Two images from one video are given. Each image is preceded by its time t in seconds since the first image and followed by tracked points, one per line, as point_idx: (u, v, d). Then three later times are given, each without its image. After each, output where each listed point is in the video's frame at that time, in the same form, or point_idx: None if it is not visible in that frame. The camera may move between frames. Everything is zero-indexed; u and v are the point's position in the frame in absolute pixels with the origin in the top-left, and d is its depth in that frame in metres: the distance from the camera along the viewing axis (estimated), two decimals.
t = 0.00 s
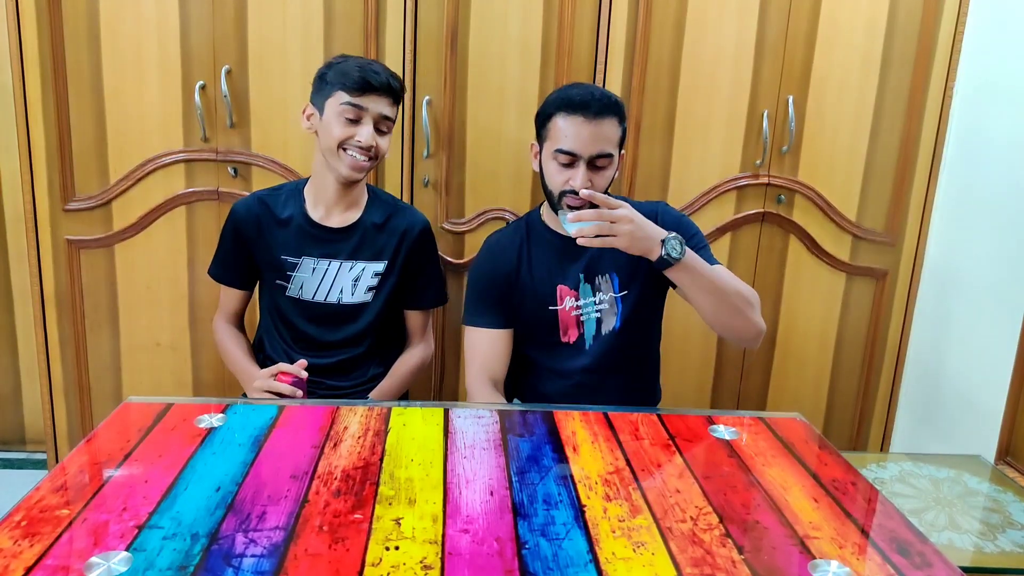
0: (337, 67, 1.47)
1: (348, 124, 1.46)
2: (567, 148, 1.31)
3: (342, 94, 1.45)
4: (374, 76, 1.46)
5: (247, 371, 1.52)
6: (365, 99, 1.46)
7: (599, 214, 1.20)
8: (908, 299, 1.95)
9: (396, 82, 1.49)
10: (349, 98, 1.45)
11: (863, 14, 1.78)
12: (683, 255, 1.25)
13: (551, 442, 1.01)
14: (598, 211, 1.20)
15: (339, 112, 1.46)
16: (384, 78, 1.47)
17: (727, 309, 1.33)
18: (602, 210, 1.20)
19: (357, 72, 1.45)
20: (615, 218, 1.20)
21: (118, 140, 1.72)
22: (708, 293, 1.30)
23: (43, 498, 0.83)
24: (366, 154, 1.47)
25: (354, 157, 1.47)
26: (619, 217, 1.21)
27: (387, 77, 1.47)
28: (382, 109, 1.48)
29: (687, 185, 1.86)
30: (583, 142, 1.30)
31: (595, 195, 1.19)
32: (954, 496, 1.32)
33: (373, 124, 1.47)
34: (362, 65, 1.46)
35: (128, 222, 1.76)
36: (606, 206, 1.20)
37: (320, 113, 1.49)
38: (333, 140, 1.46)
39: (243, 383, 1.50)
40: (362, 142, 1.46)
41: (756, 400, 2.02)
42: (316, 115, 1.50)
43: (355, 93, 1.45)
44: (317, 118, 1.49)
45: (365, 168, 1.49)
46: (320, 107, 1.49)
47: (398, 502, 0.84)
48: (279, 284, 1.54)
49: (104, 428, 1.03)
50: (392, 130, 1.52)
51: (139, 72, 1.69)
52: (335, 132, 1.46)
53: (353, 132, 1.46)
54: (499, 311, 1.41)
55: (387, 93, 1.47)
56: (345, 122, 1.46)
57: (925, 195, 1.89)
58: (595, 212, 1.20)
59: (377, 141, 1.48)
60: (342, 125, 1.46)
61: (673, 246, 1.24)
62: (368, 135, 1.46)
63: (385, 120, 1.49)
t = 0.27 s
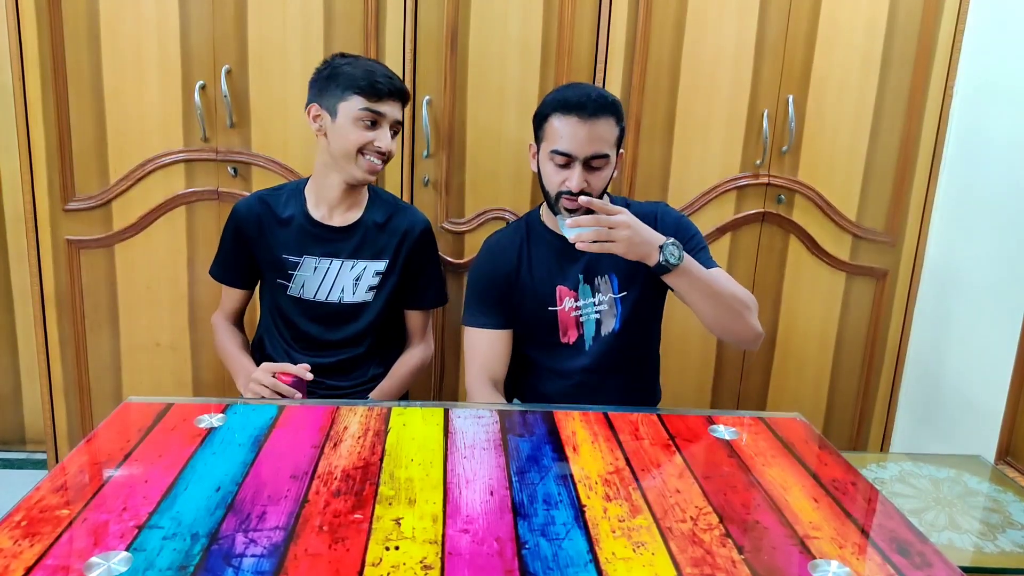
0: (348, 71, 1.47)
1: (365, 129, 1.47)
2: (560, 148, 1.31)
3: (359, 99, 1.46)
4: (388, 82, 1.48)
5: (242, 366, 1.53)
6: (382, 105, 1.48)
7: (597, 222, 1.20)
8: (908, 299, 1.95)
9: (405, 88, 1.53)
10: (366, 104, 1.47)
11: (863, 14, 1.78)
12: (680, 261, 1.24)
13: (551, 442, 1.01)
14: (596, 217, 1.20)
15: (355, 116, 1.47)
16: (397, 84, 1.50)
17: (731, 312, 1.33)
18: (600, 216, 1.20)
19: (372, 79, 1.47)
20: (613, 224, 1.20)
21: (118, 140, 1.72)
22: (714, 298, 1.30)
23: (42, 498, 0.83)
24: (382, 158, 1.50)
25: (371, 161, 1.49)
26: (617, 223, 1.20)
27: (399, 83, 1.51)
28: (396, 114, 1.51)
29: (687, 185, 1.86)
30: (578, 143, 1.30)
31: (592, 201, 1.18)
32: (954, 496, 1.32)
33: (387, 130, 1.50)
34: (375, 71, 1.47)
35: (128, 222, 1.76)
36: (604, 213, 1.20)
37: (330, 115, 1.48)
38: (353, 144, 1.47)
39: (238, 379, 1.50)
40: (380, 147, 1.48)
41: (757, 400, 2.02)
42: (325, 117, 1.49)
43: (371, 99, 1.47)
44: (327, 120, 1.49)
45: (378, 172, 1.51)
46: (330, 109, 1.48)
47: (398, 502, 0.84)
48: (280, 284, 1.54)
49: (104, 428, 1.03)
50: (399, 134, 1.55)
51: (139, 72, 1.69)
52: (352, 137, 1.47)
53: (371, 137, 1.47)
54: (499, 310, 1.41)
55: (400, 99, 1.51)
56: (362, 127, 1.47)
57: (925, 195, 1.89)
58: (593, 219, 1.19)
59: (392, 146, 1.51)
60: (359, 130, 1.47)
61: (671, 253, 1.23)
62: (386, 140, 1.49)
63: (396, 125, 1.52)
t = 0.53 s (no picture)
0: (349, 70, 1.47)
1: (365, 128, 1.48)
2: (543, 139, 1.34)
3: (359, 98, 1.47)
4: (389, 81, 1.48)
5: (241, 361, 1.53)
6: (382, 104, 1.48)
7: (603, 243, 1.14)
8: (907, 299, 1.95)
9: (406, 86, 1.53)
10: (366, 103, 1.47)
11: (863, 14, 1.78)
12: (685, 279, 1.24)
13: (551, 442, 1.01)
14: (603, 240, 1.13)
15: (355, 116, 1.47)
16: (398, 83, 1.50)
17: (727, 325, 1.33)
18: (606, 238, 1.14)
19: (373, 78, 1.47)
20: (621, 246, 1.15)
21: (118, 140, 1.72)
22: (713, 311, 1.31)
23: (42, 498, 0.83)
24: (383, 157, 1.51)
25: (372, 160, 1.49)
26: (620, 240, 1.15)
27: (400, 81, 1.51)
28: (396, 113, 1.52)
29: (687, 185, 1.86)
30: (557, 130, 1.32)
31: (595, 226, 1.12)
32: (954, 496, 1.32)
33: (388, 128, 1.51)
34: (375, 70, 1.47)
35: (128, 222, 1.76)
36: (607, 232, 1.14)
37: (330, 114, 1.49)
38: (353, 143, 1.48)
39: (238, 374, 1.49)
40: (381, 146, 1.49)
41: (756, 400, 2.02)
42: (326, 116, 1.50)
43: (372, 98, 1.47)
44: (328, 119, 1.49)
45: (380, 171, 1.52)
46: (331, 108, 1.49)
47: (397, 501, 0.84)
48: (280, 282, 1.54)
49: (104, 428, 1.03)
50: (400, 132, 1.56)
51: (139, 72, 1.69)
52: (353, 136, 1.47)
53: (372, 136, 1.48)
54: (499, 310, 1.42)
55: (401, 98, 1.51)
56: (362, 126, 1.47)
57: (925, 195, 1.89)
58: (599, 241, 1.13)
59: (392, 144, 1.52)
60: (360, 129, 1.47)
61: (676, 270, 1.22)
62: (386, 140, 1.49)
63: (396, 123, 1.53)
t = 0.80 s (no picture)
0: (349, 68, 1.47)
1: (364, 127, 1.48)
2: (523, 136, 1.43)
3: (358, 96, 1.47)
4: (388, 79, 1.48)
5: (241, 359, 1.52)
6: (381, 103, 1.48)
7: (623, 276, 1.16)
8: (907, 299, 1.95)
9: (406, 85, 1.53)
10: (366, 101, 1.47)
11: (863, 14, 1.78)
12: (699, 306, 1.25)
13: (551, 442, 1.01)
14: (621, 274, 1.16)
15: (356, 115, 1.47)
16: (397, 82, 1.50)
17: (724, 343, 1.35)
18: (625, 269, 1.16)
19: (373, 76, 1.47)
20: (640, 278, 1.17)
21: (118, 140, 1.72)
22: (711, 329, 1.32)
23: (42, 498, 0.83)
24: (381, 156, 1.51)
25: (370, 159, 1.50)
26: (642, 274, 1.17)
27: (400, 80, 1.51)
28: (395, 112, 1.52)
29: (687, 185, 1.86)
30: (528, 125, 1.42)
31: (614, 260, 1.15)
32: (954, 496, 1.32)
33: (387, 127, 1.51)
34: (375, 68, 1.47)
35: (128, 222, 1.76)
36: (626, 265, 1.16)
37: (330, 113, 1.49)
38: (353, 142, 1.48)
39: (238, 372, 1.49)
40: (379, 145, 1.49)
41: (756, 400, 2.02)
42: (325, 115, 1.50)
43: (371, 97, 1.47)
44: (327, 118, 1.49)
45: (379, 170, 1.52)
46: (330, 107, 1.49)
47: (397, 501, 0.84)
48: (280, 281, 1.54)
49: (104, 428, 1.03)
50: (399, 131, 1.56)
51: (139, 72, 1.69)
52: (351, 134, 1.48)
53: (371, 135, 1.48)
54: (498, 309, 1.43)
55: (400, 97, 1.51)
56: (361, 124, 1.48)
57: (925, 195, 1.89)
58: (618, 273, 1.16)
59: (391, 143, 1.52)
60: (359, 128, 1.47)
61: (690, 296, 1.24)
62: (385, 138, 1.50)
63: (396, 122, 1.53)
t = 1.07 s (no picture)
0: (347, 67, 1.48)
1: (354, 125, 1.47)
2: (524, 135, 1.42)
3: (350, 94, 1.47)
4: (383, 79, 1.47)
5: (240, 357, 1.52)
6: (374, 102, 1.48)
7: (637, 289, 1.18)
8: (907, 298, 1.95)
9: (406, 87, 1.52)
10: (358, 100, 1.47)
11: (863, 13, 1.78)
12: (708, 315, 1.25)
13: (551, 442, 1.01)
14: (637, 288, 1.18)
15: (346, 113, 1.47)
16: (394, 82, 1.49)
17: (725, 349, 1.36)
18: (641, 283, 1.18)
19: (367, 75, 1.46)
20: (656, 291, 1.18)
21: (118, 140, 1.72)
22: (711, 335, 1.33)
23: (43, 499, 0.83)
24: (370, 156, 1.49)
25: (358, 157, 1.49)
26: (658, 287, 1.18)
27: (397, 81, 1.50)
28: (389, 113, 1.50)
29: (687, 185, 1.86)
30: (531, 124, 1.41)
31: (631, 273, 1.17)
32: (954, 496, 1.32)
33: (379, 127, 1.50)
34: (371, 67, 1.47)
35: (128, 222, 1.76)
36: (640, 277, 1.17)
37: (325, 109, 1.50)
38: (339, 138, 1.48)
39: (238, 369, 1.48)
40: (367, 144, 1.48)
41: (756, 400, 2.02)
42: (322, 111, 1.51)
43: (363, 95, 1.47)
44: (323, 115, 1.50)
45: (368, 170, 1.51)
46: (326, 104, 1.50)
47: (398, 502, 0.84)
48: (279, 280, 1.54)
49: (104, 428, 1.03)
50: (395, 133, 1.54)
51: (139, 71, 1.69)
52: (341, 131, 1.48)
53: (359, 133, 1.48)
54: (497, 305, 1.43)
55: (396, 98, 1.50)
56: (351, 122, 1.47)
57: (925, 195, 1.89)
58: (635, 288, 1.18)
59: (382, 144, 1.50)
60: (348, 125, 1.47)
61: (700, 304, 1.24)
62: (374, 138, 1.48)
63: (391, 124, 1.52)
